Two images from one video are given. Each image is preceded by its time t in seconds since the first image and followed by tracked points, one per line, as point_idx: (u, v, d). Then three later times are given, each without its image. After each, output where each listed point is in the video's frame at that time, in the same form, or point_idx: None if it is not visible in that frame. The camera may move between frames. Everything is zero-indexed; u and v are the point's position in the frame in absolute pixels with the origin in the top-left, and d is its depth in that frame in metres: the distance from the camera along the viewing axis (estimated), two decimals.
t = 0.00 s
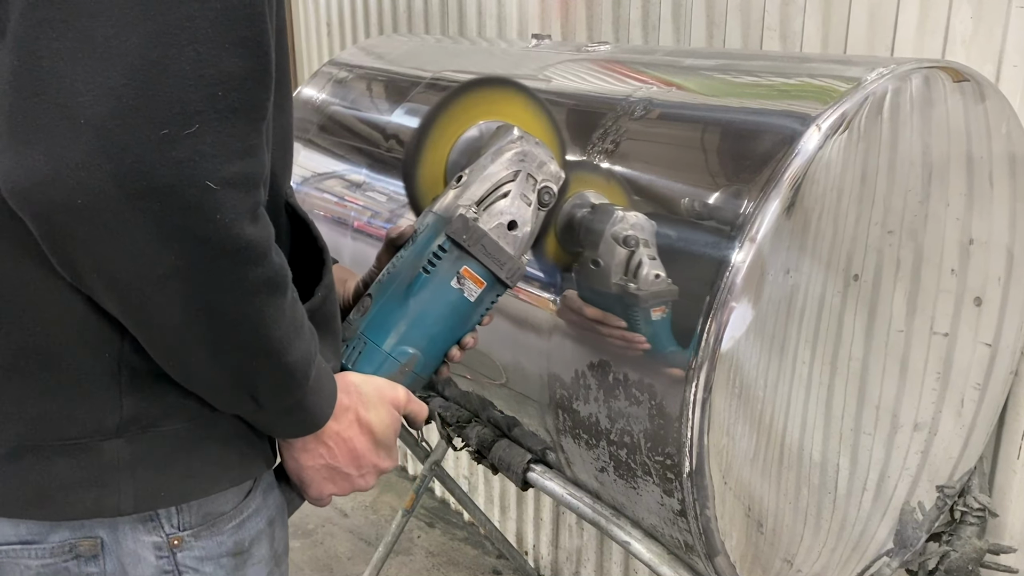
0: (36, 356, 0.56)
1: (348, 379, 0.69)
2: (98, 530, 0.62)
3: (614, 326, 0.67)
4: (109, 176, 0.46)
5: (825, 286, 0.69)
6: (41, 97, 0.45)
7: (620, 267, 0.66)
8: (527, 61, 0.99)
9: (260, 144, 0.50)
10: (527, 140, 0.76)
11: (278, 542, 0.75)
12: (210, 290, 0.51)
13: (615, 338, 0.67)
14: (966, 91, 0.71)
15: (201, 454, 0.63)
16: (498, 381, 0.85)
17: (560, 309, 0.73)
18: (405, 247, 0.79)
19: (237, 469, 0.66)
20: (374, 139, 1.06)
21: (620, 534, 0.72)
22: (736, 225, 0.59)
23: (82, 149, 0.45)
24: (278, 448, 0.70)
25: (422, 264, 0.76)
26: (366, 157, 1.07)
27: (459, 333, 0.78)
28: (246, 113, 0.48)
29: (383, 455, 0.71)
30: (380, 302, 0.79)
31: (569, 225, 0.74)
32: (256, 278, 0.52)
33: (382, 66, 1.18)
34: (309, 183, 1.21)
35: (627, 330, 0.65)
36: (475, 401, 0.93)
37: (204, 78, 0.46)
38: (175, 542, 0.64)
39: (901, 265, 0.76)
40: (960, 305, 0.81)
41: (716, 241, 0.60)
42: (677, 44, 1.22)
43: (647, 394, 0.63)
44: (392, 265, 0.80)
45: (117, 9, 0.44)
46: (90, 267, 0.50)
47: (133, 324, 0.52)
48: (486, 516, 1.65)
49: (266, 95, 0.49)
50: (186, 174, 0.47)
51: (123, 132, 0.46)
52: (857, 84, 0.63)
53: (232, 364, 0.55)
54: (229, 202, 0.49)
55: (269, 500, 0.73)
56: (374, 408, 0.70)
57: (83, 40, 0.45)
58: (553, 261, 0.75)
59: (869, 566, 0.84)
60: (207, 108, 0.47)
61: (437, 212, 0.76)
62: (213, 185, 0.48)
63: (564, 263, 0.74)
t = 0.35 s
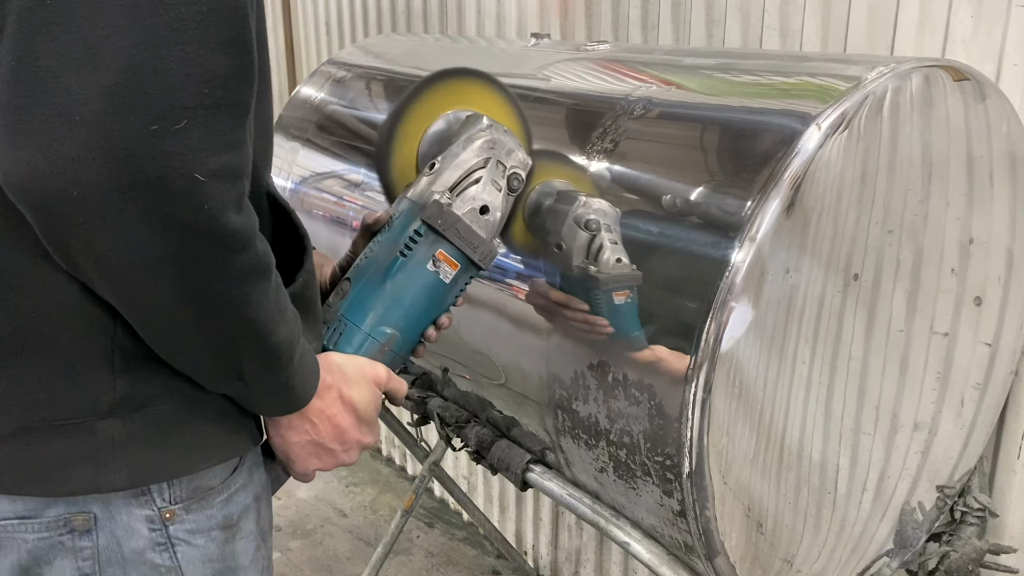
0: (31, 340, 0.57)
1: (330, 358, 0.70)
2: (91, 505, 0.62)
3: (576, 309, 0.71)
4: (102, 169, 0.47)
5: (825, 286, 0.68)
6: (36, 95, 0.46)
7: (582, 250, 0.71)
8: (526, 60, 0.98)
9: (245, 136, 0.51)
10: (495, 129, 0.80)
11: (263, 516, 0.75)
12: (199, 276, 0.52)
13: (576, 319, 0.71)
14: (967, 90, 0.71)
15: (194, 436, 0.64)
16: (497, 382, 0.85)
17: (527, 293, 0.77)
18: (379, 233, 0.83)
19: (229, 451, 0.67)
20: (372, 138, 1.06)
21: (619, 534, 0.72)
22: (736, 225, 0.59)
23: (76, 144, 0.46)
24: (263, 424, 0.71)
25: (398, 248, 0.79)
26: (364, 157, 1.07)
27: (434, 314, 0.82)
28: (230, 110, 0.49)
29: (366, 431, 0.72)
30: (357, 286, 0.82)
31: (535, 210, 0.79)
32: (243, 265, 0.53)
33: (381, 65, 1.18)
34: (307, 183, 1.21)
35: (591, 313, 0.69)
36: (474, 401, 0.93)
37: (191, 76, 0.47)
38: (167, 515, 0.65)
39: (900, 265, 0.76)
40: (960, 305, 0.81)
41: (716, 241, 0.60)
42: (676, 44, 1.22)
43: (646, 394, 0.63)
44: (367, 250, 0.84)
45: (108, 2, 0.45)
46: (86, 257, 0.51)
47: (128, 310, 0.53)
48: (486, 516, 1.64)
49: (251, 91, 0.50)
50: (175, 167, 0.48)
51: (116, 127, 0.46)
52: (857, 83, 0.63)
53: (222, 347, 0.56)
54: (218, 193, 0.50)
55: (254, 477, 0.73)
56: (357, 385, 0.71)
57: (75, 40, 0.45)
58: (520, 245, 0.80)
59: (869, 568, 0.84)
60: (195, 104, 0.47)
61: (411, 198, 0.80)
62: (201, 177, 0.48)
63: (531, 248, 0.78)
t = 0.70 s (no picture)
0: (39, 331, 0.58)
1: (325, 345, 0.71)
2: (97, 491, 0.63)
3: (547, 296, 0.74)
4: (107, 170, 0.47)
5: (824, 287, 0.68)
6: (40, 98, 0.46)
7: (553, 237, 0.74)
8: (526, 61, 0.98)
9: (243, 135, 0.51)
10: (474, 121, 0.82)
11: (260, 503, 0.76)
12: (202, 271, 0.53)
13: (546, 308, 0.74)
14: (966, 91, 0.71)
15: (198, 427, 0.65)
16: (497, 383, 0.85)
17: (505, 280, 0.80)
18: (366, 223, 0.83)
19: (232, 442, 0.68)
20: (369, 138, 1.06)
21: (619, 535, 0.72)
22: (736, 225, 0.59)
23: (83, 146, 0.46)
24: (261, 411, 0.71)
25: (386, 238, 0.79)
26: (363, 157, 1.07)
27: (421, 301, 0.82)
28: (228, 111, 0.49)
29: (361, 415, 0.73)
30: (346, 275, 0.82)
31: (512, 200, 0.82)
32: (244, 258, 0.54)
33: (380, 65, 1.18)
34: (307, 184, 1.21)
35: (559, 301, 0.72)
36: (473, 402, 0.93)
37: (191, 80, 0.47)
38: (171, 499, 0.65)
39: (900, 265, 0.76)
40: (960, 305, 0.81)
41: (716, 242, 0.59)
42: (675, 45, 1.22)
43: (647, 396, 0.63)
44: (354, 240, 0.84)
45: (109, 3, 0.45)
46: (92, 256, 0.51)
47: (134, 306, 0.54)
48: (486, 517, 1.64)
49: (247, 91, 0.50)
50: (178, 165, 0.48)
51: (120, 129, 0.47)
52: (857, 84, 0.63)
53: (225, 338, 0.57)
54: (219, 190, 0.50)
55: (251, 463, 0.74)
56: (351, 371, 0.72)
57: (78, 47, 0.45)
58: (495, 232, 0.83)
59: (869, 568, 0.85)
60: (195, 105, 0.48)
61: (395, 188, 0.81)
62: (203, 175, 0.49)
63: (507, 237, 0.81)
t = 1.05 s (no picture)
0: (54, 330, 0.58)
1: (333, 340, 0.72)
2: (111, 489, 0.63)
3: (540, 290, 0.75)
4: (123, 172, 0.47)
5: (825, 285, 0.68)
6: (55, 100, 0.45)
7: (548, 230, 0.74)
8: (525, 59, 0.98)
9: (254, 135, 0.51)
10: (474, 113, 0.81)
11: (270, 502, 0.76)
12: (216, 270, 0.53)
13: (540, 302, 0.75)
14: (967, 89, 0.70)
15: (209, 427, 0.64)
16: (497, 382, 0.85)
17: (499, 273, 0.80)
18: (370, 218, 0.83)
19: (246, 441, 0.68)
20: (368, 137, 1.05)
21: (620, 535, 0.72)
22: (736, 224, 0.58)
23: (100, 148, 0.46)
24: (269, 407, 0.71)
25: (390, 232, 0.79)
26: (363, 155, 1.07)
27: (426, 293, 0.82)
28: (240, 110, 0.49)
29: (370, 408, 0.74)
30: (351, 269, 0.82)
31: (511, 193, 0.82)
32: (257, 256, 0.54)
33: (380, 64, 1.18)
34: (307, 183, 1.21)
35: (554, 295, 0.73)
36: (473, 401, 0.93)
37: (205, 81, 0.47)
38: (184, 497, 0.65)
39: (901, 264, 0.76)
40: (961, 304, 0.81)
41: (716, 241, 0.59)
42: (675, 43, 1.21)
43: (646, 395, 0.63)
44: (359, 235, 0.84)
45: (123, 2, 0.45)
46: (108, 256, 0.51)
47: (149, 305, 0.54)
48: (486, 516, 1.64)
49: (257, 90, 0.50)
50: (193, 166, 0.48)
51: (136, 130, 0.46)
52: (857, 82, 0.63)
53: (239, 335, 0.57)
54: (233, 190, 0.50)
55: (261, 461, 0.73)
56: (360, 365, 0.72)
57: (92, 48, 0.45)
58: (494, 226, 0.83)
59: (869, 568, 0.84)
60: (208, 106, 0.47)
61: (397, 182, 0.81)
62: (217, 175, 0.49)
63: (502, 230, 0.82)
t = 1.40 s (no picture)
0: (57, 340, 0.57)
1: (342, 348, 0.70)
2: (118, 503, 0.62)
3: (556, 295, 0.73)
4: (129, 175, 0.46)
5: (825, 282, 0.68)
6: (59, 101, 0.45)
7: (565, 234, 0.72)
8: (525, 57, 0.98)
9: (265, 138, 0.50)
10: (489, 114, 0.79)
11: (282, 513, 0.75)
12: (223, 276, 0.52)
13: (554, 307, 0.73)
14: (966, 87, 0.70)
15: (216, 435, 0.64)
16: (497, 381, 0.85)
17: (511, 278, 0.79)
18: (381, 222, 0.81)
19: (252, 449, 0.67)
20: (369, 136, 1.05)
21: (619, 534, 0.72)
22: (736, 222, 0.58)
23: (105, 151, 0.46)
24: (278, 417, 0.70)
25: (401, 237, 0.77)
26: (362, 155, 1.07)
27: (439, 300, 0.79)
28: (251, 112, 0.48)
29: (380, 417, 0.73)
30: (362, 275, 0.79)
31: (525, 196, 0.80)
32: (266, 263, 0.53)
33: (379, 63, 1.18)
34: (306, 182, 1.20)
35: (569, 300, 0.71)
36: (473, 400, 0.93)
37: (215, 81, 0.46)
38: (193, 511, 0.65)
39: (900, 262, 0.75)
40: (961, 303, 0.81)
41: (715, 239, 0.59)
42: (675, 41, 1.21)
43: (646, 394, 0.63)
44: (370, 240, 0.81)
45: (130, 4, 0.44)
46: (113, 261, 0.50)
47: (154, 312, 0.53)
48: (486, 514, 1.64)
49: (270, 92, 0.49)
50: (201, 169, 0.47)
51: (142, 133, 0.46)
52: (856, 80, 0.62)
53: (246, 344, 0.56)
54: (241, 195, 0.49)
55: (272, 471, 0.73)
56: (369, 374, 0.71)
57: (100, 48, 0.45)
58: (507, 229, 0.81)
59: (869, 567, 0.84)
60: (218, 108, 0.47)
61: (409, 185, 0.79)
62: (226, 179, 0.48)
63: (517, 234, 0.80)
